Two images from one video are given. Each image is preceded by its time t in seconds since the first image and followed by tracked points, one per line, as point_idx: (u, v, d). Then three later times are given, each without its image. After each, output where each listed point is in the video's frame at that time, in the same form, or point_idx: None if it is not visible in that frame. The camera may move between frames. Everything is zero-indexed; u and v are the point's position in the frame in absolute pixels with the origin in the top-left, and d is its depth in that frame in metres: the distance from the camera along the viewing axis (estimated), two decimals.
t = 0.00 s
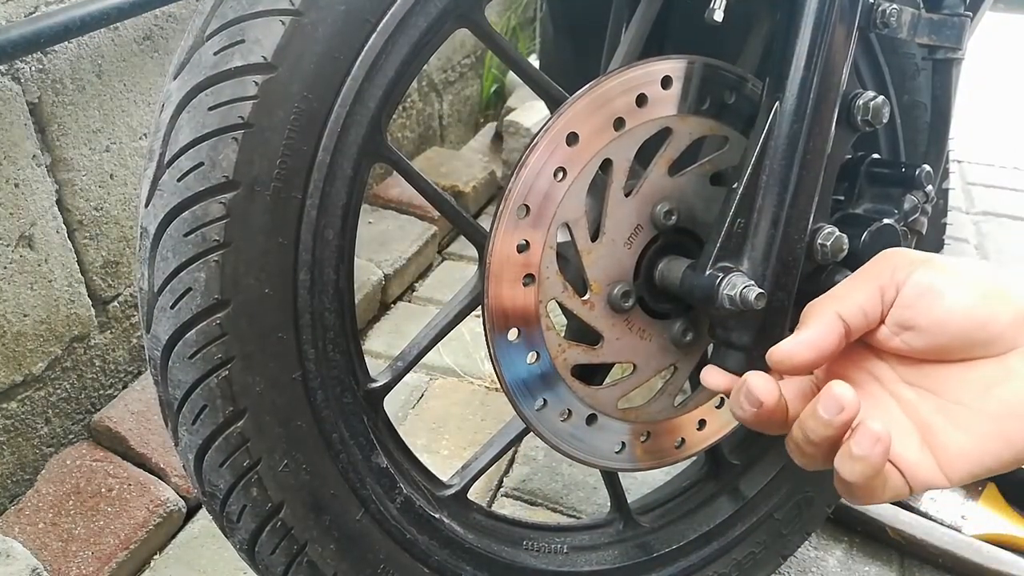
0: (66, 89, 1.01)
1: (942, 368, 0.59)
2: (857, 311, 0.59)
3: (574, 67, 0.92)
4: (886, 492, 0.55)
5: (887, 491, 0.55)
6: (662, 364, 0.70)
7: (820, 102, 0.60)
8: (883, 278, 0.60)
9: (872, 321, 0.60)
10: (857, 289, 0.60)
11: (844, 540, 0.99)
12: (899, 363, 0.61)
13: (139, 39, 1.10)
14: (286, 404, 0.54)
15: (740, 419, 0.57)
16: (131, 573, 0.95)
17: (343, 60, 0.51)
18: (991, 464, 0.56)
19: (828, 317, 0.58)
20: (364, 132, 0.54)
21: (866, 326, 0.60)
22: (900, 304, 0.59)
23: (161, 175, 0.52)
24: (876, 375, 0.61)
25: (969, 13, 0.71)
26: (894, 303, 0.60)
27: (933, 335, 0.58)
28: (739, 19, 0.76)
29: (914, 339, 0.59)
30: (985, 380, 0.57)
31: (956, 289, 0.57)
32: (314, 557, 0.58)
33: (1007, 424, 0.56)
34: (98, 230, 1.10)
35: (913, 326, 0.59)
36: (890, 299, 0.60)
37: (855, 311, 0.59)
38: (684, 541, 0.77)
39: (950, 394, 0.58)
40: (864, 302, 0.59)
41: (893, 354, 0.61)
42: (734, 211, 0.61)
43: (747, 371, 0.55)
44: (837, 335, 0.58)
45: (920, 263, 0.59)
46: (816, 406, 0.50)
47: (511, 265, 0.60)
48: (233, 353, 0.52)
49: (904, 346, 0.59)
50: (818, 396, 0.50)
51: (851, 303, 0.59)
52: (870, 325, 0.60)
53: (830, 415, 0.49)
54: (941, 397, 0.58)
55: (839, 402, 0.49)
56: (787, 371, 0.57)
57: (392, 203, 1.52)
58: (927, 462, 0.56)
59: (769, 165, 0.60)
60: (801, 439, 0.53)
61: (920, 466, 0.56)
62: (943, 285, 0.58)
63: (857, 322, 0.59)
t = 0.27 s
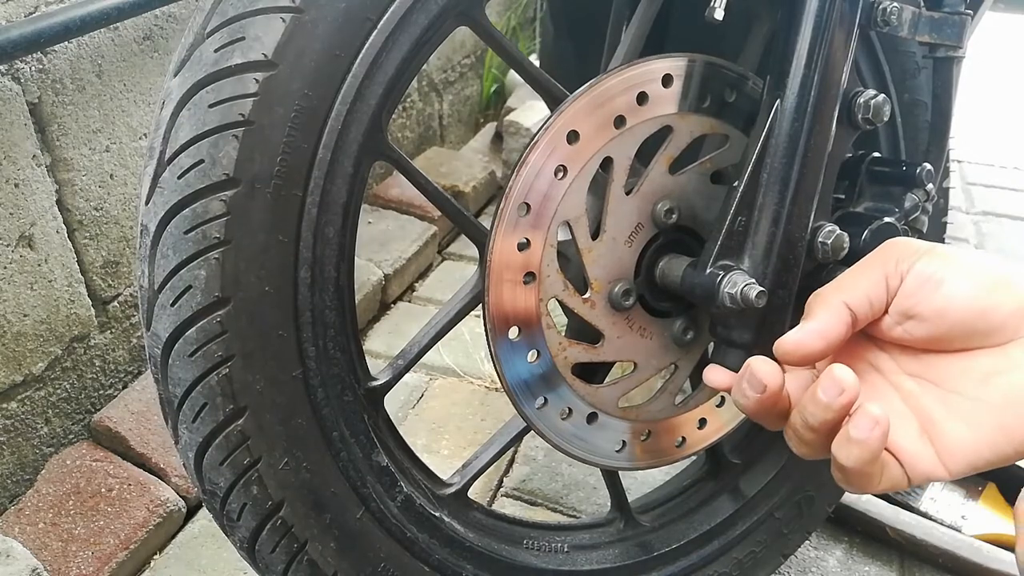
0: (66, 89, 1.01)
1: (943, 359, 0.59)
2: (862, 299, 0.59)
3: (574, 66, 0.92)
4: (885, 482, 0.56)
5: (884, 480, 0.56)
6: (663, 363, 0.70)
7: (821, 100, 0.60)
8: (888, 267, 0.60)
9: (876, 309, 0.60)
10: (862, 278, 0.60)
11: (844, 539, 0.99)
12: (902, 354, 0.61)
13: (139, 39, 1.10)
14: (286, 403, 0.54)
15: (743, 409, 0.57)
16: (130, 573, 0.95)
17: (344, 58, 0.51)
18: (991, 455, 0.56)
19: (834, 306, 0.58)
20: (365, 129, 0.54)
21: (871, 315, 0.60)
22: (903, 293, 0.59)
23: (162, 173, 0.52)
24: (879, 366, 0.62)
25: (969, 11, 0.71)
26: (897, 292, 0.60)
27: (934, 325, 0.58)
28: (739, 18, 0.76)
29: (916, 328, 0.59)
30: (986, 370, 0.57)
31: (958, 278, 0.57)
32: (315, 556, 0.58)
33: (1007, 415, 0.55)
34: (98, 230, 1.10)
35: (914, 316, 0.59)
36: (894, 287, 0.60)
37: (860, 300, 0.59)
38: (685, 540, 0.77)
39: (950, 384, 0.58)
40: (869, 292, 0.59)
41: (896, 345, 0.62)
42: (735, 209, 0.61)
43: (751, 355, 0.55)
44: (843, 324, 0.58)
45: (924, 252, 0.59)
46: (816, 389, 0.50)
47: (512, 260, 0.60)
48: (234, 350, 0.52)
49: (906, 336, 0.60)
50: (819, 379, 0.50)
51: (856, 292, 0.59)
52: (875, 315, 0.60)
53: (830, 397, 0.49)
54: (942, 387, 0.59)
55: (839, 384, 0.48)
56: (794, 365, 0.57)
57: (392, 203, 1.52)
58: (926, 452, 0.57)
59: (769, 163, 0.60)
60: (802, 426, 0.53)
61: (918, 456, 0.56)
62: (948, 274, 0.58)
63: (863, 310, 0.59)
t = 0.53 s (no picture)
0: (66, 89, 1.01)
1: (948, 361, 0.59)
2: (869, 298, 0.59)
3: (574, 66, 0.92)
4: (891, 486, 0.55)
5: (890, 483, 0.55)
6: (663, 363, 0.70)
7: (820, 100, 0.60)
8: (896, 267, 0.60)
9: (883, 309, 0.59)
10: (869, 277, 0.59)
11: (844, 539, 0.99)
12: (907, 355, 0.61)
13: (139, 39, 1.10)
14: (286, 403, 0.54)
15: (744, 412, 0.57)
16: (130, 573, 0.95)
17: (344, 58, 0.51)
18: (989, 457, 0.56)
19: (841, 305, 0.58)
20: (365, 129, 0.54)
21: (877, 314, 0.59)
22: (910, 294, 0.59)
23: (162, 173, 0.52)
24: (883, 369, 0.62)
25: (969, 12, 0.71)
26: (904, 292, 0.59)
27: (939, 325, 0.58)
28: (739, 18, 0.76)
29: (921, 329, 0.59)
30: (990, 374, 0.57)
31: (963, 279, 0.57)
32: (314, 556, 0.58)
33: (1012, 418, 0.55)
34: (98, 230, 1.10)
35: (920, 317, 0.59)
36: (901, 287, 0.60)
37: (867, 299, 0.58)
38: (684, 540, 0.77)
39: (955, 386, 0.58)
40: (876, 290, 0.59)
41: (901, 346, 0.61)
42: (735, 209, 0.61)
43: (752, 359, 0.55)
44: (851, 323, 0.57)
45: (931, 253, 0.59)
46: (820, 393, 0.50)
47: (512, 260, 0.60)
48: (234, 350, 0.52)
49: (910, 337, 0.60)
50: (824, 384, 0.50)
51: (863, 291, 0.59)
52: (881, 315, 0.60)
53: (835, 402, 0.49)
54: (947, 390, 0.59)
55: (842, 388, 0.49)
56: (798, 365, 0.56)
57: (392, 203, 1.52)
58: (930, 454, 0.57)
59: (769, 163, 0.60)
60: (806, 430, 0.53)
61: (923, 459, 0.57)
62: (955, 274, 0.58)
63: (869, 310, 0.59)
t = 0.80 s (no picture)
0: (66, 89, 1.01)
1: (951, 366, 0.58)
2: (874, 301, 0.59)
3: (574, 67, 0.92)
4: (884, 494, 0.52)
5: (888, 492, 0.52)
6: (662, 364, 0.70)
7: (820, 102, 0.60)
8: (900, 272, 0.60)
9: (888, 312, 0.59)
10: (874, 280, 0.60)
11: (844, 540, 0.99)
12: (909, 359, 0.60)
13: (139, 39, 1.10)
14: (286, 405, 0.54)
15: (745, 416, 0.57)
16: (130, 573, 0.95)
17: (343, 61, 0.51)
18: (1004, 448, 0.50)
19: (846, 307, 0.58)
20: (365, 132, 0.54)
21: (882, 317, 0.59)
22: (914, 298, 0.59)
23: (161, 175, 0.52)
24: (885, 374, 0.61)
25: (968, 14, 0.71)
26: (908, 296, 0.59)
27: (942, 329, 0.58)
28: (739, 19, 0.76)
29: (924, 332, 0.59)
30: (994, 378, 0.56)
31: (965, 283, 0.57)
32: (314, 557, 0.58)
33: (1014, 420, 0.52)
34: (98, 230, 1.10)
35: (923, 320, 0.59)
36: (905, 291, 0.60)
37: (872, 302, 0.59)
38: (684, 541, 0.77)
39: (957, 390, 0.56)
40: (881, 293, 0.59)
41: (903, 351, 0.61)
42: (734, 212, 0.61)
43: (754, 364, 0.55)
44: (856, 326, 0.57)
45: (935, 257, 0.59)
46: (822, 399, 0.50)
47: (512, 262, 0.60)
48: (234, 353, 0.52)
49: (914, 340, 0.60)
50: (826, 391, 0.51)
51: (868, 294, 0.59)
52: (885, 318, 0.60)
53: (836, 408, 0.50)
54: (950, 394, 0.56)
55: (844, 395, 0.49)
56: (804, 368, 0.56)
57: (392, 203, 1.52)
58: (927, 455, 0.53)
59: (769, 166, 0.60)
60: (808, 435, 0.53)
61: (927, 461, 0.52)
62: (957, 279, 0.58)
63: (873, 313, 0.59)
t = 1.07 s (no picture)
0: (66, 89, 1.01)
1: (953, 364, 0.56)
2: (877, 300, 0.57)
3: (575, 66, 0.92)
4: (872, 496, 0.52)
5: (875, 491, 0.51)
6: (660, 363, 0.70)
7: (820, 101, 0.60)
8: (903, 270, 0.58)
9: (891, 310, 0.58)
10: (876, 278, 0.58)
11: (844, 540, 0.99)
12: (911, 359, 0.58)
13: (139, 39, 1.10)
14: (286, 405, 0.54)
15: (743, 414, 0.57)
16: (130, 573, 0.95)
17: (343, 61, 0.51)
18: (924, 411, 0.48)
19: (847, 310, 0.57)
20: (365, 131, 0.54)
21: (886, 317, 0.58)
22: (917, 297, 0.57)
23: (161, 174, 0.52)
24: (890, 374, 0.60)
25: (969, 13, 0.71)
26: (912, 294, 0.58)
27: (943, 328, 0.55)
28: (739, 18, 0.76)
29: (926, 331, 0.57)
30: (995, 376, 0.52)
31: (967, 282, 0.55)
32: (315, 556, 0.58)
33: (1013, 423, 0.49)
34: (98, 230, 1.10)
35: (926, 319, 0.56)
36: (908, 288, 0.58)
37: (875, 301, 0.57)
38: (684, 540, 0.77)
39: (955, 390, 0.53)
40: (883, 293, 0.57)
41: (906, 349, 0.59)
42: (734, 211, 0.61)
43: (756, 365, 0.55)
44: (859, 325, 0.56)
45: (937, 255, 0.57)
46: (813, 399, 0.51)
47: (512, 260, 0.60)
48: (234, 352, 0.52)
49: (918, 338, 0.57)
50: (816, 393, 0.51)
51: (869, 295, 0.57)
52: (888, 317, 0.58)
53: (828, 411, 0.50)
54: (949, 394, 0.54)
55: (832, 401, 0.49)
56: (810, 367, 0.55)
57: (392, 203, 1.52)
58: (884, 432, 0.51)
59: (769, 165, 0.60)
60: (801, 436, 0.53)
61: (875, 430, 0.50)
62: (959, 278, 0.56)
63: (878, 312, 0.57)
